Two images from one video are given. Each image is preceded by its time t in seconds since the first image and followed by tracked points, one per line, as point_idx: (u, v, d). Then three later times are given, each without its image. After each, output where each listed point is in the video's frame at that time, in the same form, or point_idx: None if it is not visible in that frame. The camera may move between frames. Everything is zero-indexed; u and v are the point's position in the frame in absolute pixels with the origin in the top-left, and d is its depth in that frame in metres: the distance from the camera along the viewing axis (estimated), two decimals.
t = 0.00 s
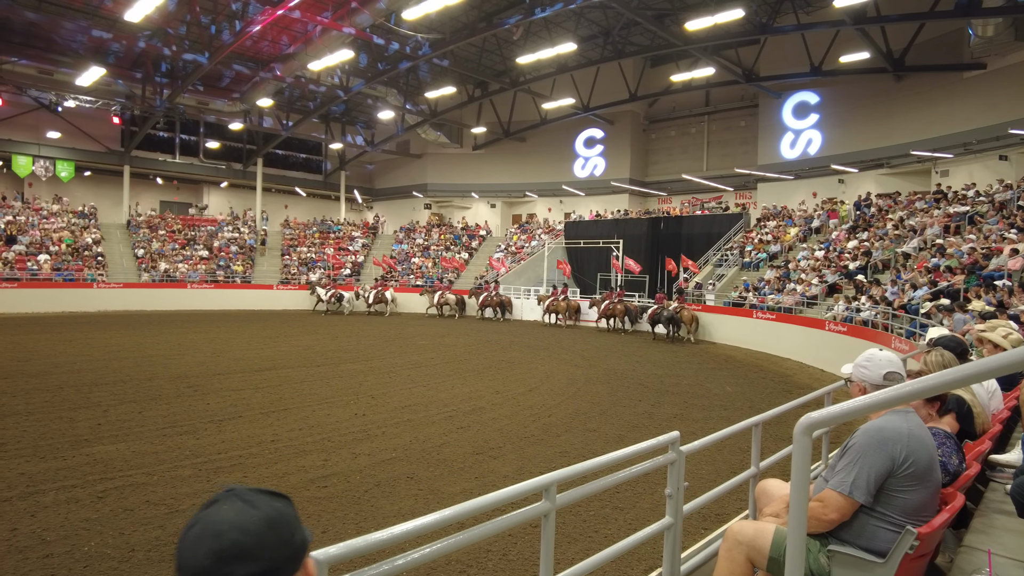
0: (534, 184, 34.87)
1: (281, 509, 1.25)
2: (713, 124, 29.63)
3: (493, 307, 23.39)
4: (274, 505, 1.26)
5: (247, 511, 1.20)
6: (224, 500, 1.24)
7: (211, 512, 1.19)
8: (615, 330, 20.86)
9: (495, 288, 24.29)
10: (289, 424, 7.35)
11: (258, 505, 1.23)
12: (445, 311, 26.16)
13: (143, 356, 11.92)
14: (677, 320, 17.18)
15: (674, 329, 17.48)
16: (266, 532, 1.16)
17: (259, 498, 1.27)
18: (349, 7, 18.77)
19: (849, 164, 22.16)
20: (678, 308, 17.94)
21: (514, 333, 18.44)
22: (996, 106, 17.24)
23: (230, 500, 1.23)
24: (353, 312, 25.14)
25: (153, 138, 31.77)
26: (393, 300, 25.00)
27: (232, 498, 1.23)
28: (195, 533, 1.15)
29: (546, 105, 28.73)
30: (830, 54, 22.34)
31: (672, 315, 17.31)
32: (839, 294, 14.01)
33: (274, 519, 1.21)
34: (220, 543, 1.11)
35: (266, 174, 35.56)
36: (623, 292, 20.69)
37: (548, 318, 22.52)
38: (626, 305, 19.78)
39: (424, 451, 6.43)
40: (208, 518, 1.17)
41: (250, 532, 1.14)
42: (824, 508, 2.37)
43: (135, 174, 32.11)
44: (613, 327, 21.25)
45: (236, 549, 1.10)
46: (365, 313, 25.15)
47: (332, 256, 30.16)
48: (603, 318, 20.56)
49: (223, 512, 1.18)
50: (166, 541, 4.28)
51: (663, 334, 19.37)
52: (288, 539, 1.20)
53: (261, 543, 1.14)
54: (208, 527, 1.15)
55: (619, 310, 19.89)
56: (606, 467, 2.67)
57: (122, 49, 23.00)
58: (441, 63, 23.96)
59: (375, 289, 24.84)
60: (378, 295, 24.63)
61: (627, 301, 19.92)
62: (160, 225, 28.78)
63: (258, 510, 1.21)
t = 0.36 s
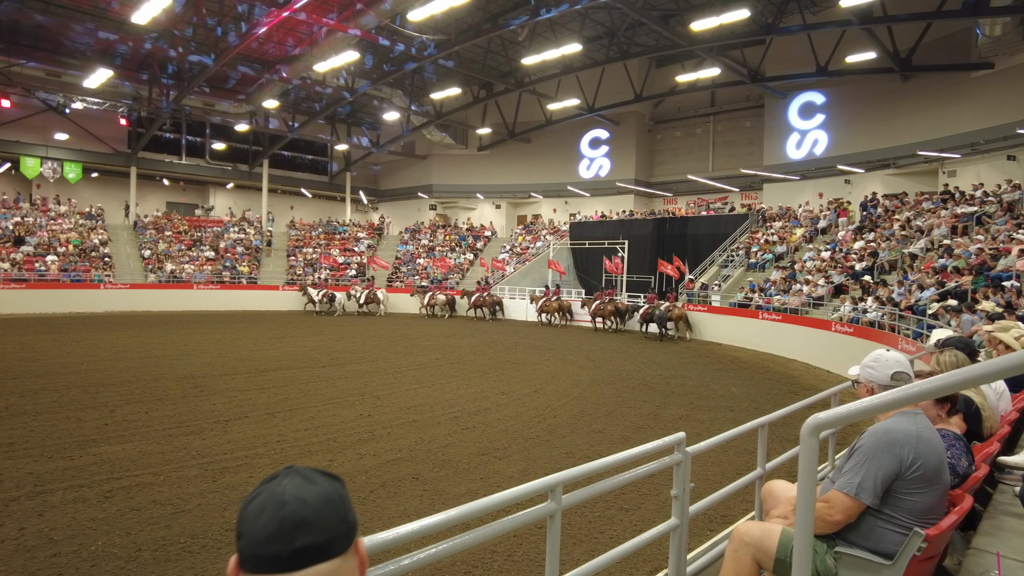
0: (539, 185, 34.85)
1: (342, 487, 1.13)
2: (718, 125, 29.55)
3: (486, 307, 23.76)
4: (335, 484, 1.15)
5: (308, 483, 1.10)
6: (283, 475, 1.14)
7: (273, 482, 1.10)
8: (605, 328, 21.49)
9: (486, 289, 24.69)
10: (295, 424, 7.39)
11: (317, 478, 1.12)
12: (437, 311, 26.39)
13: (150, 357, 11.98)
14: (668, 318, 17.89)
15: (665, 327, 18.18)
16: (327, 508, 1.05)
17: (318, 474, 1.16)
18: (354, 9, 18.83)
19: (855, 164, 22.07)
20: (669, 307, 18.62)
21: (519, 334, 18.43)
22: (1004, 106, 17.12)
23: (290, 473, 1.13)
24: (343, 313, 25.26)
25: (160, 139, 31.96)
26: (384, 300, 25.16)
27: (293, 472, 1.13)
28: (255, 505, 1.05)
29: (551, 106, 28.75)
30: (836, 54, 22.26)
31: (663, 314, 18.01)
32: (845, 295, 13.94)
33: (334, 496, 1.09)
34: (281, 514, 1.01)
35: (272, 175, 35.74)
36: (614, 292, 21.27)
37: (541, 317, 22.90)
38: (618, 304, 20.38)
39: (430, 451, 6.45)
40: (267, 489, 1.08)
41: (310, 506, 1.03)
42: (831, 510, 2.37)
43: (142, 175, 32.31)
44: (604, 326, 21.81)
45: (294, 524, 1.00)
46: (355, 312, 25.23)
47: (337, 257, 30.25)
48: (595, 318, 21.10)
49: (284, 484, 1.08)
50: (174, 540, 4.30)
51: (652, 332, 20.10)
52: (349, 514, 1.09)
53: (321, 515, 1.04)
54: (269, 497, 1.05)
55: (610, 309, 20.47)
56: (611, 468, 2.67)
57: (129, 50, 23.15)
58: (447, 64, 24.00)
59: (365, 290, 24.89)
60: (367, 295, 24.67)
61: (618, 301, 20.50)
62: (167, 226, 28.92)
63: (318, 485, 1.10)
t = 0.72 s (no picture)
0: (545, 186, 34.89)
1: (374, 525, 0.93)
2: (724, 125, 29.51)
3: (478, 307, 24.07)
4: (362, 520, 0.94)
5: (337, 524, 0.88)
6: (305, 516, 0.91)
7: (295, 525, 0.88)
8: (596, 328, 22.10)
9: (478, 289, 25.09)
10: (301, 425, 7.42)
11: (347, 519, 0.90)
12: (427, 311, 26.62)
13: (157, 357, 12.06)
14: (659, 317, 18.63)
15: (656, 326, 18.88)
16: (362, 552, 0.84)
17: (343, 512, 0.94)
18: (360, 10, 18.91)
19: (861, 165, 21.98)
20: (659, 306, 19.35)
21: (524, 335, 18.42)
22: (1012, 106, 17.00)
23: (311, 514, 0.90)
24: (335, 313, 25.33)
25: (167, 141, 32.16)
26: (376, 300, 25.17)
27: (314, 511, 0.91)
28: (279, 555, 0.83)
29: (557, 107, 28.76)
30: (843, 54, 22.19)
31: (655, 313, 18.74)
32: (852, 295, 13.88)
33: (369, 535, 0.89)
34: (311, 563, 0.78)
35: (278, 176, 35.92)
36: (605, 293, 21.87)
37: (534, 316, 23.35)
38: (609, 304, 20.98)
39: (436, 452, 6.46)
40: (288, 532, 0.86)
41: (342, 550, 0.82)
42: (837, 513, 2.36)
43: (148, 176, 32.52)
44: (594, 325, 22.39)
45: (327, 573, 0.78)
46: (348, 312, 25.28)
47: (343, 257, 30.38)
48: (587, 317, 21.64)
49: (308, 525, 0.86)
50: (180, 540, 4.33)
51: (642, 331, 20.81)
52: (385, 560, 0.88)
53: (355, 560, 0.82)
54: (294, 543, 0.83)
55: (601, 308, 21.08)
56: (616, 469, 2.67)
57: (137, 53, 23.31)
58: (452, 65, 24.04)
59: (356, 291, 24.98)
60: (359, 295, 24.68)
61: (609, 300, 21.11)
62: (173, 227, 29.07)
63: (351, 523, 0.89)
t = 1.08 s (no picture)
0: (550, 187, 34.86)
1: None
2: (730, 126, 29.42)
3: (468, 307, 24.31)
4: None
5: None
6: None
7: None
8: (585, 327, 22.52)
9: (469, 291, 25.29)
10: (306, 425, 7.45)
11: None
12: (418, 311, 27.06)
13: (163, 358, 12.14)
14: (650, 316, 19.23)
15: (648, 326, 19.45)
16: None
17: None
18: (365, 11, 18.96)
19: (868, 165, 21.87)
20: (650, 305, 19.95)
21: (530, 336, 18.41)
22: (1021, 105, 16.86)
23: None
24: (326, 313, 25.54)
25: (173, 142, 32.32)
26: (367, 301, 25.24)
27: None
28: None
29: (562, 108, 28.77)
30: (849, 54, 22.09)
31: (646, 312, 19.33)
32: (858, 296, 13.82)
33: None
34: None
35: (284, 177, 36.06)
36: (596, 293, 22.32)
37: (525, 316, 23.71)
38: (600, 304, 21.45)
39: (441, 453, 6.48)
40: None
41: None
42: (845, 518, 2.36)
43: (155, 178, 32.71)
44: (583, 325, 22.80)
45: None
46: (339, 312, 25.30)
47: (348, 258, 30.47)
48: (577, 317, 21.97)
49: None
50: (186, 540, 4.35)
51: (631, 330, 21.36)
52: None
53: None
54: None
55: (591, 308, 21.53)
56: (623, 470, 2.68)
57: (144, 54, 23.44)
58: (457, 66, 24.05)
59: (348, 291, 25.05)
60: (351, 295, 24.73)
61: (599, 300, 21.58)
62: (180, 228, 29.22)
63: None
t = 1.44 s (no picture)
0: (556, 188, 34.86)
1: None
2: (737, 126, 29.34)
3: (460, 307, 24.50)
4: None
5: None
6: None
7: None
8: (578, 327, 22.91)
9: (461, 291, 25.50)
10: (313, 425, 7.49)
11: None
12: (409, 311, 26.96)
13: (172, 358, 12.24)
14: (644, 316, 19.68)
15: (642, 325, 19.87)
16: None
17: None
18: (372, 13, 19.06)
19: (877, 166, 21.73)
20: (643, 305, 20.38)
21: (536, 337, 18.41)
22: None
23: None
24: (317, 313, 25.47)
25: (180, 144, 32.54)
26: (361, 302, 25.35)
27: None
28: None
29: (568, 108, 28.83)
30: (857, 54, 22.00)
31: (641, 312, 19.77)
32: (866, 298, 13.75)
33: None
34: None
35: (292, 178, 36.26)
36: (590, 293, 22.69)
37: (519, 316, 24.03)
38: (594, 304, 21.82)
39: (448, 453, 6.50)
40: None
41: None
42: (856, 520, 2.36)
43: (163, 179, 32.97)
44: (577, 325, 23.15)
45: None
46: (329, 313, 25.26)
47: (355, 259, 30.61)
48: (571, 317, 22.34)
49: None
50: (194, 540, 4.39)
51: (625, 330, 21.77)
52: None
53: None
54: None
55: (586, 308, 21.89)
56: (631, 471, 2.68)
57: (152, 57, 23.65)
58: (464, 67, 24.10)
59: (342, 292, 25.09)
60: (343, 296, 24.78)
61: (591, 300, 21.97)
62: (187, 228, 29.44)
63: None
